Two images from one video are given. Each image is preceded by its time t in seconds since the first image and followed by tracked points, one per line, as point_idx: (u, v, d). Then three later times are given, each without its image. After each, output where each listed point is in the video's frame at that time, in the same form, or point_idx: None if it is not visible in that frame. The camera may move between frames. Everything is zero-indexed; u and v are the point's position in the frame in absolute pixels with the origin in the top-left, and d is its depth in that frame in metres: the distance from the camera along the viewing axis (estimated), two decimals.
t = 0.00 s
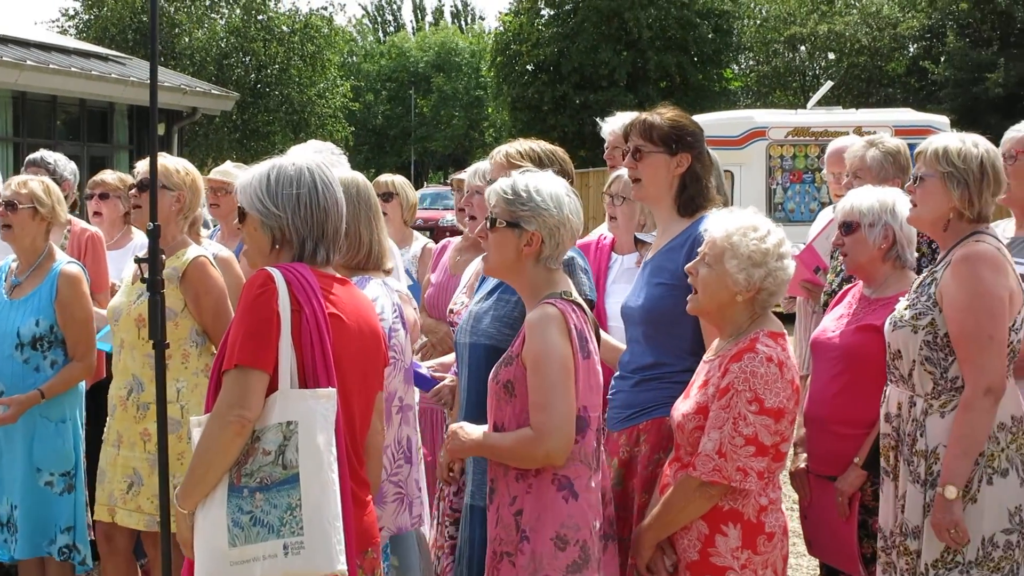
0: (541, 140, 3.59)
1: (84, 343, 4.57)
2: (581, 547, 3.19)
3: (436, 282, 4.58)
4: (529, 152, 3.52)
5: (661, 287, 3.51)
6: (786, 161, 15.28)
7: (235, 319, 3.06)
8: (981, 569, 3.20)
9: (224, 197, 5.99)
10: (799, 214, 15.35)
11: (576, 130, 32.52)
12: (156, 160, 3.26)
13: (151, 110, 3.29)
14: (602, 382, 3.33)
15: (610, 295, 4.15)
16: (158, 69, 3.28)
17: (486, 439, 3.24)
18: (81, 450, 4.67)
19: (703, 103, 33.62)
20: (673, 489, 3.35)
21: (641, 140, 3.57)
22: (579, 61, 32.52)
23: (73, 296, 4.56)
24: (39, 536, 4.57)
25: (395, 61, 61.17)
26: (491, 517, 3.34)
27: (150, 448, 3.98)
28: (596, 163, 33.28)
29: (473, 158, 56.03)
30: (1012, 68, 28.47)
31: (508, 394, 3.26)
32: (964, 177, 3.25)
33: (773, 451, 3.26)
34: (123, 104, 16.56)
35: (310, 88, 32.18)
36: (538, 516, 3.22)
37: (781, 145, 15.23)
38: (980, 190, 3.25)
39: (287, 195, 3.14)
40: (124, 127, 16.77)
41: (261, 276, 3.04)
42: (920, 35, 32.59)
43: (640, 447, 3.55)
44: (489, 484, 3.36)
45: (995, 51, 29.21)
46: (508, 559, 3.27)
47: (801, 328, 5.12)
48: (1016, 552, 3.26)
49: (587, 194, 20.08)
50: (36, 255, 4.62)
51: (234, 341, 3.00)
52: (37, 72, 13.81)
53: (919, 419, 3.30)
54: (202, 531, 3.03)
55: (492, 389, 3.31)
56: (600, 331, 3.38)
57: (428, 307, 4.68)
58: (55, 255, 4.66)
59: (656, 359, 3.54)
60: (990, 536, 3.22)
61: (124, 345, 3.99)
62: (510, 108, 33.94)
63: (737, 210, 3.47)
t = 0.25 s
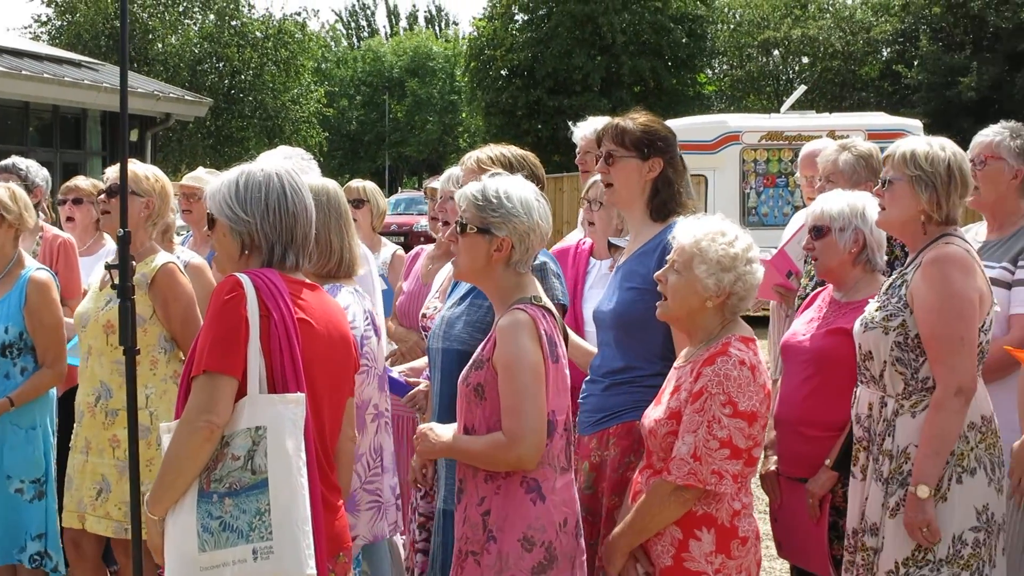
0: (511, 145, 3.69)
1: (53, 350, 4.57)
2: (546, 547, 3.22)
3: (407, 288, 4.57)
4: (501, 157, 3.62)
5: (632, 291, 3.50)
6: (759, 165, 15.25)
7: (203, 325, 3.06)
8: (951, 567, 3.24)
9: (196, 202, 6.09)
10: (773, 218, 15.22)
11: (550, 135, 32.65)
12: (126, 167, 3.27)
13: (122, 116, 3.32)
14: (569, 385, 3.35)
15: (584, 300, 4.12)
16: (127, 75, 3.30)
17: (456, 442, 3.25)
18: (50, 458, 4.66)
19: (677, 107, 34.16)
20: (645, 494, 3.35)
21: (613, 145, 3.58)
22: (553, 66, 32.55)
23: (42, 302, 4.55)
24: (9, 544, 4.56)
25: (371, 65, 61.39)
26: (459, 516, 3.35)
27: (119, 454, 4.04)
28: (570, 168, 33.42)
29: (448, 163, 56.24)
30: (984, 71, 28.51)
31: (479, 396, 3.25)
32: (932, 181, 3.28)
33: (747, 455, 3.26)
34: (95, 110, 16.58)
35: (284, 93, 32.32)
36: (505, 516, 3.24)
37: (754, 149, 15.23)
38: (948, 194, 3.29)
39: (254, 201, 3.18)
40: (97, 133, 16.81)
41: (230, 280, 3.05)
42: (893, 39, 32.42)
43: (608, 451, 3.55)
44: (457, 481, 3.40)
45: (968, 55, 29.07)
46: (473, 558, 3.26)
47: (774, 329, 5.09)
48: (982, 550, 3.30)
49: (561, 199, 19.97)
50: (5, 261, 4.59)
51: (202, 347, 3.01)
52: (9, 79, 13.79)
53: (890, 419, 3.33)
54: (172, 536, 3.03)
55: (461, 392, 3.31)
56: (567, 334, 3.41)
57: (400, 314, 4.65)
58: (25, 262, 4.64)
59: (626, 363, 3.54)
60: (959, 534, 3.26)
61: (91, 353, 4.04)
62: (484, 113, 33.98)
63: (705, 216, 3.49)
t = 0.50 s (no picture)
0: (485, 147, 3.65)
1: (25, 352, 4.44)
2: (520, 545, 3.23)
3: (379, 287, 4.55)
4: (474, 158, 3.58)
5: (602, 295, 3.50)
6: (733, 169, 15.17)
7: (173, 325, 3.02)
8: (923, 568, 3.25)
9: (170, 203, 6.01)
10: (747, 223, 15.12)
11: (525, 138, 32.82)
12: (97, 164, 3.27)
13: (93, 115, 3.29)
14: (541, 386, 3.36)
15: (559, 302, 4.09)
16: (101, 73, 3.30)
17: (430, 439, 3.23)
18: (20, 459, 4.57)
19: (653, 110, 34.09)
20: (618, 493, 3.35)
21: (584, 148, 3.57)
22: (528, 69, 32.48)
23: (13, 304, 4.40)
24: None
25: (346, 66, 61.38)
26: (432, 515, 3.33)
27: (81, 455, 4.06)
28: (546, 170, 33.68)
29: (424, 164, 56.48)
30: (958, 78, 29.08)
31: (453, 396, 3.25)
32: (903, 186, 3.36)
33: (719, 454, 3.25)
34: (69, 110, 16.62)
35: (259, 94, 32.57)
36: (481, 515, 3.24)
37: (729, 153, 15.13)
38: (918, 199, 3.37)
39: (225, 201, 3.15)
40: (71, 133, 16.84)
41: (200, 281, 3.02)
42: (867, 44, 33.65)
43: (577, 451, 3.55)
44: (431, 479, 3.38)
45: (943, 60, 29.67)
46: (448, 554, 3.25)
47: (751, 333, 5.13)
48: (958, 551, 3.31)
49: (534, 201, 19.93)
50: None
51: (172, 347, 2.97)
52: None
53: (864, 422, 3.33)
54: (141, 537, 2.99)
55: (435, 391, 3.30)
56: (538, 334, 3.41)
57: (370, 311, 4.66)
58: None
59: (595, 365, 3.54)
60: (932, 534, 3.27)
61: (55, 354, 4.10)
62: (459, 115, 33.96)
63: (678, 217, 3.48)
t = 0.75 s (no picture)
0: (457, 148, 3.71)
1: None
2: (493, 545, 3.25)
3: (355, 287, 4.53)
4: (446, 158, 3.64)
5: (571, 298, 3.51)
6: (708, 170, 15.02)
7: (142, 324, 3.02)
8: (905, 567, 3.28)
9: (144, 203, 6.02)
10: (722, 223, 14.91)
11: (499, 137, 32.83)
12: (71, 164, 3.24)
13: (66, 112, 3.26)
14: (518, 388, 3.37)
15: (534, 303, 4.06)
16: (71, 70, 3.27)
17: (409, 443, 3.23)
18: None
19: (631, 111, 34.35)
20: (594, 492, 3.34)
21: (552, 151, 3.60)
22: (503, 69, 32.45)
23: None
24: None
25: (321, 66, 60.22)
26: (407, 516, 3.32)
27: (44, 456, 4.06)
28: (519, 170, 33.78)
29: (398, 163, 56.34)
30: (932, 79, 29.16)
31: (432, 399, 3.25)
32: (877, 186, 3.37)
33: (693, 455, 3.28)
34: (44, 109, 16.60)
35: (233, 93, 31.73)
36: (458, 516, 3.24)
37: (702, 154, 14.96)
38: (892, 198, 3.38)
39: (195, 201, 3.14)
40: (45, 131, 16.78)
41: (168, 280, 3.02)
42: (841, 45, 33.16)
43: (547, 452, 3.57)
44: (407, 482, 3.35)
45: (917, 61, 29.68)
46: (423, 556, 3.25)
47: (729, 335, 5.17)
48: (938, 548, 3.34)
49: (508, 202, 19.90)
50: None
51: (140, 346, 2.97)
52: None
53: (838, 424, 3.35)
54: (109, 535, 3.00)
55: (411, 394, 3.31)
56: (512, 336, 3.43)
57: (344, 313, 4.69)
58: None
59: (563, 367, 3.56)
60: (911, 535, 3.30)
61: (17, 354, 4.09)
62: (434, 114, 34.02)
63: (652, 218, 3.47)
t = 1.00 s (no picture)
0: (434, 149, 3.71)
1: None
2: (476, 548, 3.22)
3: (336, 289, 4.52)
4: (424, 160, 3.61)
5: (547, 301, 3.51)
6: (686, 171, 15.02)
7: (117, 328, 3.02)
8: (887, 568, 3.27)
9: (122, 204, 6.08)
10: (699, 224, 14.96)
11: (477, 139, 32.60)
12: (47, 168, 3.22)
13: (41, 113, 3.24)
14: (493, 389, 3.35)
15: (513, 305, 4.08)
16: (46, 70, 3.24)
17: (388, 443, 3.19)
18: None
19: (608, 112, 34.31)
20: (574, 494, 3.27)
21: (528, 152, 3.61)
22: (481, 70, 32.39)
23: None
24: None
25: (299, 68, 58.47)
26: (385, 520, 3.27)
27: (14, 459, 4.09)
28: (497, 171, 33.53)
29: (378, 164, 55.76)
30: (909, 81, 28.59)
31: (410, 401, 3.21)
32: (853, 190, 3.38)
33: (672, 459, 3.21)
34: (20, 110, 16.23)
35: (211, 94, 30.41)
36: (438, 519, 3.21)
37: (680, 155, 14.98)
38: (868, 203, 3.39)
39: (169, 202, 3.14)
40: (21, 132, 16.43)
41: (142, 284, 3.01)
42: (818, 47, 31.87)
43: (526, 453, 3.53)
44: (385, 484, 3.30)
45: (893, 63, 29.03)
46: (404, 560, 3.20)
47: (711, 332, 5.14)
48: (914, 550, 3.33)
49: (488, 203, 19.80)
50: None
51: (113, 349, 2.97)
52: None
53: (817, 427, 3.34)
54: (82, 538, 3.01)
55: (389, 394, 3.26)
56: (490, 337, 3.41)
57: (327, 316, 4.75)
58: None
59: (542, 369, 3.54)
60: (892, 537, 3.29)
61: None
62: (412, 115, 33.81)
63: (630, 221, 3.46)
